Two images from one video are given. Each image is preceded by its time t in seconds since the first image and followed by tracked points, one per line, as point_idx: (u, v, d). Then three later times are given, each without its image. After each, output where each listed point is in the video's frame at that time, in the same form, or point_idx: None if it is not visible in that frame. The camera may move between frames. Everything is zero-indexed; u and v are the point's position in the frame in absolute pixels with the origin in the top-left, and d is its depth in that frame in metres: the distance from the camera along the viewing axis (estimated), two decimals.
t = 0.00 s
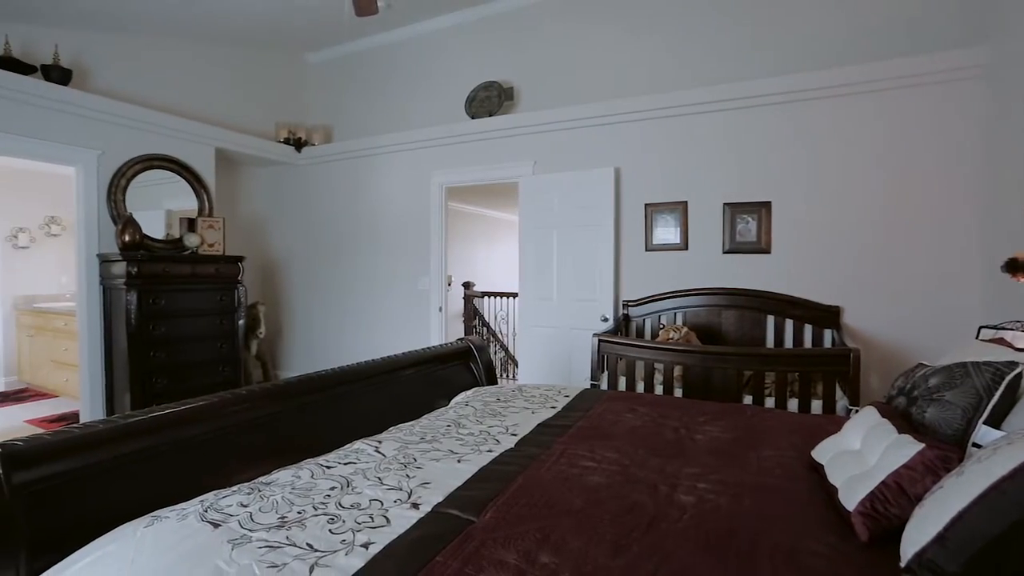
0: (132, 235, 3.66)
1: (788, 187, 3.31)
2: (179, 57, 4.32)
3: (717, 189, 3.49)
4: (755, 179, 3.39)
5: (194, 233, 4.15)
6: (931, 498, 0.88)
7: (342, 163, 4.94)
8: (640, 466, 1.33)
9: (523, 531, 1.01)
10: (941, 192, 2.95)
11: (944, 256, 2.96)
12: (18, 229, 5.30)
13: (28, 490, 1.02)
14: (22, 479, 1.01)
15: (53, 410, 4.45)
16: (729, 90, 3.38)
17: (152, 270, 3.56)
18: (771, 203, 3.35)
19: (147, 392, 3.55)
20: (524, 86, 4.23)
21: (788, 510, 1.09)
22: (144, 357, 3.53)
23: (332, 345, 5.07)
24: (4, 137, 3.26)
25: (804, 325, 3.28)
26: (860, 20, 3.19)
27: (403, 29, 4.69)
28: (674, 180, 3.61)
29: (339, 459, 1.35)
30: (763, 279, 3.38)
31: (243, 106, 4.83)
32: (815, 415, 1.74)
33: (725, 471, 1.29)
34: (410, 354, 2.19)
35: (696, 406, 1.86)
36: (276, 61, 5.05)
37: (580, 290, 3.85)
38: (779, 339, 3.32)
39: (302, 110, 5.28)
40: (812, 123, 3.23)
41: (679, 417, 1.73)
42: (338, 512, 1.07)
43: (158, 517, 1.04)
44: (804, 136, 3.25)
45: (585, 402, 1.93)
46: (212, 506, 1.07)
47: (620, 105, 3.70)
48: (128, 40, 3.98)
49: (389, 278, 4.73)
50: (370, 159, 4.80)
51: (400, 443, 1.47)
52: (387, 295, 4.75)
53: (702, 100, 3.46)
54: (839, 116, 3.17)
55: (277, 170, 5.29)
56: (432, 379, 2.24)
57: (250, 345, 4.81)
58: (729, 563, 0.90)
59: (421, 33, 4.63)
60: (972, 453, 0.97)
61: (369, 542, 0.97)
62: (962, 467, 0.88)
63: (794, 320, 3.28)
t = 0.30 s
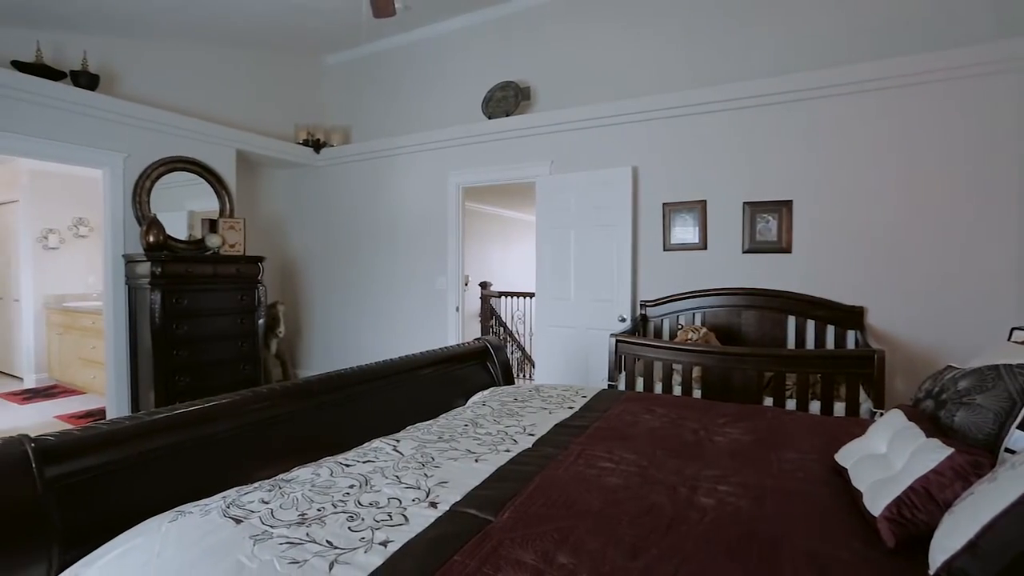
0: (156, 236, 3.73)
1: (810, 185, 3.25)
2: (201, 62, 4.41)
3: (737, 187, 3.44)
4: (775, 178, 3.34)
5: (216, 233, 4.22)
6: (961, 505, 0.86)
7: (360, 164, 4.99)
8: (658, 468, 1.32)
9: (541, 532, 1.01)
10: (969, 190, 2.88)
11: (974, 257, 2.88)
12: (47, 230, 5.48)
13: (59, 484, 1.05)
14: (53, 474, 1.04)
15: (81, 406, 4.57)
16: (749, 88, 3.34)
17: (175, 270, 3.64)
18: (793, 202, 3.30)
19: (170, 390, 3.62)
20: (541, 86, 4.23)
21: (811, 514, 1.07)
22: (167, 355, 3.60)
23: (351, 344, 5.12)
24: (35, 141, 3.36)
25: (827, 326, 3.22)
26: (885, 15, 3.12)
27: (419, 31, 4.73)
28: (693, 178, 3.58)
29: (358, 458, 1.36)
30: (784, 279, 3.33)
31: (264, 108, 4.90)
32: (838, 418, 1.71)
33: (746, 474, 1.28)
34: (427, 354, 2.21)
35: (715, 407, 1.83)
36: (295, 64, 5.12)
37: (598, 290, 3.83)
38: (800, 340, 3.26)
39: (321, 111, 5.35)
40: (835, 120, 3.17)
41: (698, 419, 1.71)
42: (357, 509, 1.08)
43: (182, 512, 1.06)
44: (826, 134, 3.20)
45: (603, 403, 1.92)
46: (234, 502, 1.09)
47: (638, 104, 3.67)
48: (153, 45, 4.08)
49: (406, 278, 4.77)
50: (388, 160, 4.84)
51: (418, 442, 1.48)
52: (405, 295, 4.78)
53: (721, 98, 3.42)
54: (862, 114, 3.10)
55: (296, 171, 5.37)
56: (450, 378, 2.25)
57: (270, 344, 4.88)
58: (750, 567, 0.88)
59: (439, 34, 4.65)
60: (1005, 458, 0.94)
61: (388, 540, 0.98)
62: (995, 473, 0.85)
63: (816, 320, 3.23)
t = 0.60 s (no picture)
0: (180, 237, 3.82)
1: (834, 183, 3.19)
2: (223, 65, 4.49)
3: (758, 186, 3.40)
4: (797, 176, 3.28)
5: (237, 234, 4.28)
6: (994, 513, 0.83)
7: (377, 165, 5.03)
8: (678, 470, 1.31)
9: (559, 533, 1.01)
10: (1002, 187, 2.79)
11: (1002, 255, 2.80)
12: (76, 232, 5.63)
13: (89, 478, 1.08)
14: (82, 468, 1.07)
15: (109, 403, 4.69)
16: (771, 85, 3.28)
17: (198, 269, 3.72)
18: (815, 201, 3.24)
19: (193, 388, 3.69)
20: (558, 85, 4.22)
21: (837, 519, 1.05)
22: (191, 353, 3.68)
23: (369, 342, 5.17)
24: (65, 145, 3.47)
25: (850, 327, 3.16)
26: (911, 8, 3.04)
27: (437, 32, 4.75)
28: (712, 177, 3.53)
29: (377, 457, 1.37)
30: (806, 279, 3.27)
31: (283, 110, 4.97)
32: (863, 421, 1.67)
33: (768, 478, 1.25)
34: (446, 354, 2.22)
35: (736, 409, 1.81)
36: (314, 66, 5.18)
37: (616, 290, 3.81)
38: (823, 341, 3.20)
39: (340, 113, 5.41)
40: (860, 117, 3.10)
41: (718, 420, 1.69)
42: (377, 508, 1.09)
43: (207, 507, 1.08)
44: (851, 130, 3.13)
45: (620, 403, 1.91)
46: (256, 499, 1.11)
47: (655, 103, 3.65)
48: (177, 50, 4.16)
49: (424, 278, 4.80)
50: (405, 160, 4.87)
51: (436, 441, 1.49)
52: (422, 295, 4.81)
53: (741, 96, 3.38)
54: (889, 110, 3.03)
55: (315, 172, 5.43)
56: (467, 378, 2.26)
57: (290, 343, 4.95)
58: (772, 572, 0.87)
59: (455, 35, 4.67)
60: None
61: (407, 538, 0.98)
62: None
63: (839, 321, 3.16)
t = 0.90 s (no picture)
0: (202, 238, 3.89)
1: (858, 181, 3.12)
2: (246, 69, 4.57)
3: (779, 185, 3.35)
4: (820, 175, 3.23)
5: (258, 235, 4.35)
6: None
7: (395, 165, 5.08)
8: (698, 471, 1.29)
9: (578, 534, 1.00)
10: None
11: None
12: (103, 232, 5.78)
13: (116, 472, 1.10)
14: (110, 463, 1.10)
15: (134, 400, 4.80)
16: (793, 81, 3.23)
17: (220, 269, 3.79)
18: (838, 199, 3.18)
19: (215, 386, 3.77)
20: (576, 85, 4.22)
21: (863, 523, 1.03)
22: (213, 352, 3.75)
23: (387, 342, 5.21)
24: (94, 148, 3.57)
25: (875, 328, 3.09)
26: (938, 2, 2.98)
27: (455, 32, 4.77)
28: (732, 176, 3.49)
29: (396, 455, 1.38)
30: (828, 278, 3.21)
31: (304, 112, 5.04)
32: (890, 424, 1.63)
33: (792, 481, 1.23)
34: (462, 353, 2.22)
35: (757, 411, 1.78)
36: (334, 69, 5.25)
37: (634, 290, 3.79)
38: (847, 342, 3.14)
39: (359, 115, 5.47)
40: (885, 113, 3.04)
41: (738, 422, 1.67)
42: (396, 506, 1.09)
43: (230, 503, 1.10)
44: (876, 127, 3.06)
45: (638, 404, 1.90)
46: (278, 495, 1.12)
47: (674, 101, 3.62)
48: (201, 54, 4.25)
49: (442, 278, 4.82)
50: (422, 161, 4.91)
51: (454, 441, 1.49)
52: (440, 295, 4.83)
53: (761, 94, 3.34)
54: (916, 105, 2.96)
55: (334, 173, 5.50)
56: (484, 378, 2.26)
57: (309, 342, 5.01)
58: None
59: (473, 36, 4.70)
60: None
61: (426, 536, 0.99)
62: None
63: (864, 322, 3.10)
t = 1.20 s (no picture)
0: (226, 238, 3.97)
1: (882, 178, 3.06)
2: (267, 71, 4.64)
3: (802, 183, 3.29)
4: (845, 172, 3.16)
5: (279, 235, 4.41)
6: None
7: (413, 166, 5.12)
8: (719, 474, 1.28)
9: (597, 536, 1.00)
10: None
11: None
12: (130, 233, 5.93)
13: (144, 468, 1.13)
14: (138, 459, 1.13)
15: (160, 397, 4.91)
16: (813, 78, 3.18)
17: (242, 269, 3.85)
18: (864, 198, 3.12)
19: (237, 384, 3.84)
20: (594, 84, 4.20)
21: (891, 529, 1.01)
22: (236, 351, 3.82)
23: (406, 341, 5.25)
24: (121, 151, 3.66)
25: (902, 329, 3.02)
26: None
27: (473, 32, 4.79)
28: (754, 174, 3.44)
29: (415, 454, 1.39)
30: (853, 278, 3.14)
31: (324, 114, 5.10)
32: (918, 428, 1.59)
33: (817, 485, 1.21)
34: (481, 353, 2.23)
35: (780, 413, 1.75)
36: (353, 70, 5.31)
37: (653, 290, 3.75)
38: (872, 344, 3.07)
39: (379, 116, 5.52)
40: (895, 112, 3.02)
41: (760, 424, 1.64)
42: (415, 505, 1.10)
43: (253, 500, 1.12)
44: (888, 126, 3.04)
45: (658, 405, 1.88)
46: (299, 493, 1.14)
47: (693, 99, 3.58)
48: (224, 58, 4.33)
49: (460, 278, 4.84)
50: (440, 161, 4.93)
51: (473, 440, 1.50)
52: (458, 295, 4.85)
53: (784, 91, 3.29)
54: (926, 103, 2.93)
55: (353, 174, 5.56)
56: (502, 378, 2.26)
57: (329, 341, 5.08)
58: None
59: (491, 37, 4.71)
60: None
61: (445, 535, 0.99)
62: None
63: (890, 323, 3.03)
